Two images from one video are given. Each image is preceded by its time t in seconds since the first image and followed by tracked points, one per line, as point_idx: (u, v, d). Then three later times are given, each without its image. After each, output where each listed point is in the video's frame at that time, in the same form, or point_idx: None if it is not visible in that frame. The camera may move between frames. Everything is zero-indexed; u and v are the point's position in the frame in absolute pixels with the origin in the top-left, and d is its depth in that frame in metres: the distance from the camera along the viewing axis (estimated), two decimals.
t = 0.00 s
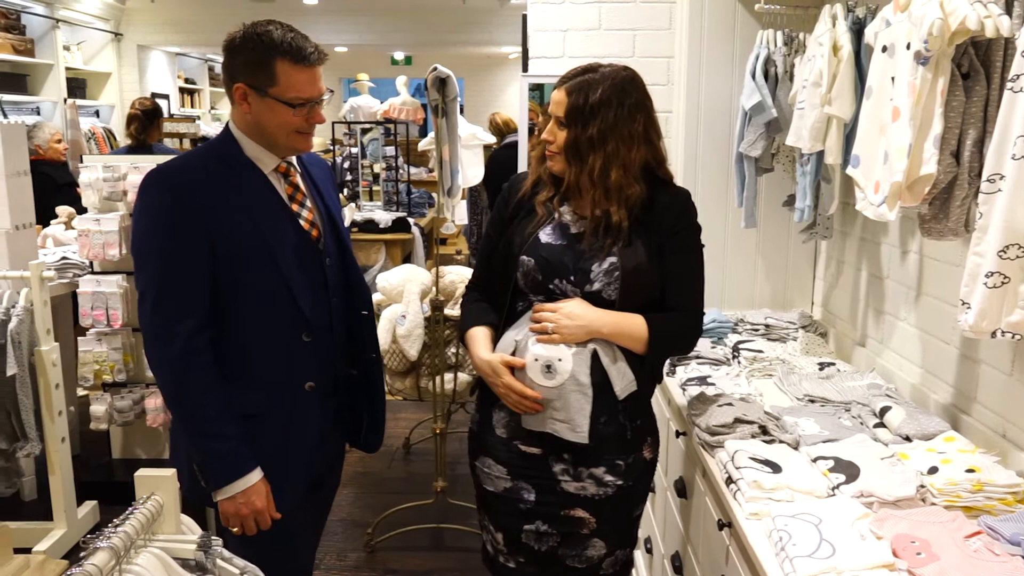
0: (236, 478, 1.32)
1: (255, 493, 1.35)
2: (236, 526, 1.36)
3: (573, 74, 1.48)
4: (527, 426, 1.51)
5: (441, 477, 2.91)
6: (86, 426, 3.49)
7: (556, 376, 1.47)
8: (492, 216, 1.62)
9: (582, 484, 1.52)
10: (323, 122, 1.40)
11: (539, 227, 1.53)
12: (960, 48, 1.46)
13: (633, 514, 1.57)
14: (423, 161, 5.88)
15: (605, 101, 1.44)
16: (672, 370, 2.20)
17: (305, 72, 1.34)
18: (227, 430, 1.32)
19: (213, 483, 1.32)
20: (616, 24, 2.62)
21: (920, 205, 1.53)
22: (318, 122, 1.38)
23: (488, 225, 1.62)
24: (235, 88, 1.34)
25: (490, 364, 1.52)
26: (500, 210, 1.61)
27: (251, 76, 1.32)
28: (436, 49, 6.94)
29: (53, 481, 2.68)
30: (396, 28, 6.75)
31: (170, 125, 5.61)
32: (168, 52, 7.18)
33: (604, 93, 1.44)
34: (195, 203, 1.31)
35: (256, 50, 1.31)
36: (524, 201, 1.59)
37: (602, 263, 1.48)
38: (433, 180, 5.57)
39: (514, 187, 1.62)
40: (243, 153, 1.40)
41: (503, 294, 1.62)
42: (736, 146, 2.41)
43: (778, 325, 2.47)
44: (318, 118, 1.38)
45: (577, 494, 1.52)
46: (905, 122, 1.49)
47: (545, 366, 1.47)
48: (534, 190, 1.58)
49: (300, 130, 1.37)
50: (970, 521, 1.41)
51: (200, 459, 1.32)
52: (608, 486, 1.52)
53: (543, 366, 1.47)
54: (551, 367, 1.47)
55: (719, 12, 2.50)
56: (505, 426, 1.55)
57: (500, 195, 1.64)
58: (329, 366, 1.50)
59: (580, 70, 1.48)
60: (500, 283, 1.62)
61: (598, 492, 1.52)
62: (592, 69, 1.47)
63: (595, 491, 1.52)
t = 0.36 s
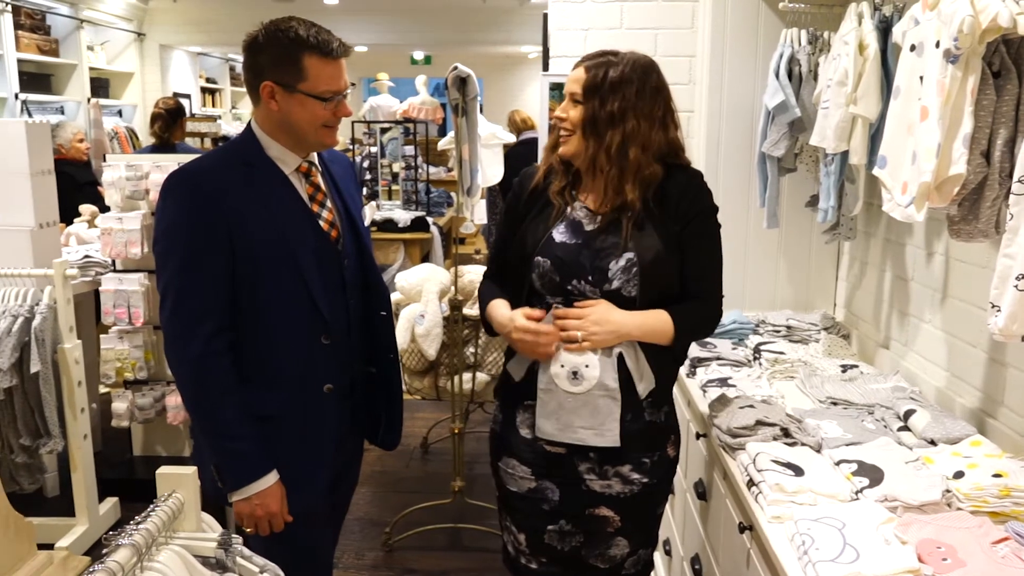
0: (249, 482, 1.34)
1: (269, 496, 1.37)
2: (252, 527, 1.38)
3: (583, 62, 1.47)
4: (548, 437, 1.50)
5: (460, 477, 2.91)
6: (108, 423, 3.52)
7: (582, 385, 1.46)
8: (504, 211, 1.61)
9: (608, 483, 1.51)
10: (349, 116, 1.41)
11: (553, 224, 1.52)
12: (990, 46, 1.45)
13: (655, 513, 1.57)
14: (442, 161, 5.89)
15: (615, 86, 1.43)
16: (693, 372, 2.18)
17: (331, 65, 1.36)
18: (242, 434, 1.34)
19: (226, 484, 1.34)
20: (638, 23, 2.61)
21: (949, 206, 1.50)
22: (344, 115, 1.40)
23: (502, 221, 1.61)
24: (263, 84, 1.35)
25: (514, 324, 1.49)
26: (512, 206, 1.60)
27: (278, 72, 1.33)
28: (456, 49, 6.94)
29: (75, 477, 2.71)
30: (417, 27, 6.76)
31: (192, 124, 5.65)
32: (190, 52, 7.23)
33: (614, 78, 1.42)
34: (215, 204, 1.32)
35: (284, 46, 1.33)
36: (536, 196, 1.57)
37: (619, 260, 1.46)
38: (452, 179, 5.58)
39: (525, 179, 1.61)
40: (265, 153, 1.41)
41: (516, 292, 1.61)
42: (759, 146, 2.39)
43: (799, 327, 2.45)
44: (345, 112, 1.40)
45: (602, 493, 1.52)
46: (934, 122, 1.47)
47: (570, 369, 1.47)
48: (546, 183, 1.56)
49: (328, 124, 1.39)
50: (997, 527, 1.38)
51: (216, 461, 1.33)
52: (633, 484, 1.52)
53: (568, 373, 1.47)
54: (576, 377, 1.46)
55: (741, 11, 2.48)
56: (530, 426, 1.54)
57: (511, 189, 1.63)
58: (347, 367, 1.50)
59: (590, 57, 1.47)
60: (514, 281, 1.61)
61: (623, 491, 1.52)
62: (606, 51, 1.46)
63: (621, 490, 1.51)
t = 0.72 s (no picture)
0: (290, 480, 1.33)
1: (309, 489, 1.35)
2: (294, 523, 1.36)
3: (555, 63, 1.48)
4: (539, 446, 1.50)
5: (463, 478, 2.91)
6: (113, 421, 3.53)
7: (570, 397, 1.46)
8: (494, 214, 1.62)
9: (603, 487, 1.51)
10: (367, 118, 1.41)
11: (537, 231, 1.52)
12: (998, 47, 1.44)
13: (653, 516, 1.56)
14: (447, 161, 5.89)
15: (585, 86, 1.42)
16: (697, 373, 2.18)
17: (352, 68, 1.35)
18: (271, 430, 1.33)
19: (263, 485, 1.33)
20: (644, 23, 2.61)
21: (955, 208, 1.50)
22: (362, 117, 1.40)
23: (493, 225, 1.62)
24: (281, 84, 1.34)
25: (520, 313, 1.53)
26: (499, 210, 1.60)
27: (299, 71, 1.33)
28: (463, 49, 6.93)
29: (79, 476, 2.71)
30: (422, 27, 6.76)
31: (197, 124, 5.66)
32: (195, 51, 7.24)
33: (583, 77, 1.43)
34: (232, 205, 1.32)
35: (304, 45, 1.32)
36: (523, 201, 1.58)
37: (603, 268, 1.46)
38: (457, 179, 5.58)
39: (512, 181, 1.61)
40: (281, 153, 1.40)
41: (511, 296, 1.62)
42: (764, 147, 2.39)
43: (804, 328, 2.44)
44: (362, 115, 1.39)
45: (598, 497, 1.51)
46: (941, 123, 1.46)
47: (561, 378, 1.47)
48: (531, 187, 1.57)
49: (344, 126, 1.38)
50: (1004, 530, 1.37)
51: (244, 460, 1.33)
52: (628, 488, 1.51)
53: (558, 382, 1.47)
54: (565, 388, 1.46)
55: (747, 12, 2.47)
56: (524, 428, 1.54)
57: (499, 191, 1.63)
58: (357, 369, 1.50)
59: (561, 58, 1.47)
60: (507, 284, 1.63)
61: (618, 495, 1.51)
62: (578, 52, 1.46)
63: (616, 494, 1.51)
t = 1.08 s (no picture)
0: (353, 510, 1.26)
1: (373, 518, 1.29)
2: (356, 553, 1.29)
3: (556, 69, 1.46)
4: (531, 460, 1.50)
5: (470, 482, 2.90)
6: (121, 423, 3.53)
7: (565, 407, 1.46)
8: (486, 223, 1.61)
9: (599, 503, 1.50)
10: (407, 122, 1.30)
11: (532, 239, 1.51)
12: (1010, 52, 1.43)
13: (651, 529, 1.56)
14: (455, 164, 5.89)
15: (599, 96, 1.41)
16: (706, 378, 2.17)
17: (398, 68, 1.25)
18: (334, 458, 1.24)
19: (326, 517, 1.25)
20: (652, 27, 2.60)
21: (966, 212, 1.49)
22: (402, 122, 1.29)
23: (487, 234, 1.61)
24: (321, 79, 1.22)
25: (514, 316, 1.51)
26: (493, 219, 1.59)
27: (342, 67, 1.22)
28: (471, 52, 6.94)
29: (87, 478, 2.72)
30: (430, 31, 6.78)
31: (206, 126, 5.68)
32: (204, 55, 7.27)
33: (590, 85, 1.41)
34: (286, 216, 1.21)
35: (347, 41, 1.21)
36: (517, 209, 1.57)
37: (601, 274, 1.45)
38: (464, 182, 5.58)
39: (505, 189, 1.59)
40: (319, 157, 1.29)
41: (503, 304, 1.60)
42: (773, 151, 2.38)
43: (814, 333, 2.43)
44: (402, 119, 1.29)
45: (595, 512, 1.51)
46: (952, 127, 1.45)
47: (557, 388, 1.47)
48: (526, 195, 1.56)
49: (382, 130, 1.27)
50: (1016, 537, 1.36)
51: (306, 491, 1.24)
52: (625, 503, 1.50)
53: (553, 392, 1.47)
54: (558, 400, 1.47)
55: (756, 16, 2.47)
56: (517, 444, 1.53)
57: (490, 199, 1.62)
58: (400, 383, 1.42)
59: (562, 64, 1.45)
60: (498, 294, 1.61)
61: (615, 510, 1.51)
62: (586, 59, 1.43)
63: (613, 510, 1.50)
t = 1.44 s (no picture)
0: (393, 535, 1.14)
1: (408, 546, 1.18)
2: None
3: (593, 82, 1.43)
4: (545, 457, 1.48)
5: (472, 481, 2.91)
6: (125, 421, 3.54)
7: (577, 403, 1.46)
8: (479, 223, 1.56)
9: (604, 508, 1.51)
10: (430, 121, 1.22)
11: (534, 235, 1.49)
12: (1016, 53, 1.43)
13: (654, 533, 1.57)
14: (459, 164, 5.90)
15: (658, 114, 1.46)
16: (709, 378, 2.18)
17: (425, 62, 1.17)
18: (373, 479, 1.13)
19: (359, 548, 1.13)
20: (657, 27, 2.60)
21: (971, 214, 1.48)
22: (425, 121, 1.21)
23: (482, 235, 1.55)
24: (343, 71, 1.14)
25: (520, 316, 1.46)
26: (489, 219, 1.54)
27: (368, 60, 1.13)
28: (475, 52, 6.95)
29: (91, 476, 2.73)
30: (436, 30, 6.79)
31: (210, 126, 5.69)
32: (208, 54, 7.29)
33: (634, 99, 1.43)
34: (319, 210, 1.09)
35: (377, 31, 1.13)
36: (515, 207, 1.53)
37: (605, 267, 1.46)
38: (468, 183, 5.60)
39: (501, 189, 1.55)
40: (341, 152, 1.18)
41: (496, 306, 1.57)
42: (777, 152, 2.38)
43: (817, 334, 2.42)
44: (426, 118, 1.20)
45: (599, 519, 1.51)
46: (957, 128, 1.45)
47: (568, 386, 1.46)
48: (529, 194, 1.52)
49: (405, 129, 1.19)
50: (1018, 538, 1.37)
51: (341, 519, 1.12)
52: (630, 507, 1.52)
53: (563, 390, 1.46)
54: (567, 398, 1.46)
55: (762, 16, 2.47)
56: (520, 453, 1.52)
57: (483, 199, 1.57)
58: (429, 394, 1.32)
59: (599, 75, 1.43)
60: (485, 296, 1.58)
61: (621, 515, 1.51)
62: (635, 73, 1.45)
63: (618, 514, 1.51)
